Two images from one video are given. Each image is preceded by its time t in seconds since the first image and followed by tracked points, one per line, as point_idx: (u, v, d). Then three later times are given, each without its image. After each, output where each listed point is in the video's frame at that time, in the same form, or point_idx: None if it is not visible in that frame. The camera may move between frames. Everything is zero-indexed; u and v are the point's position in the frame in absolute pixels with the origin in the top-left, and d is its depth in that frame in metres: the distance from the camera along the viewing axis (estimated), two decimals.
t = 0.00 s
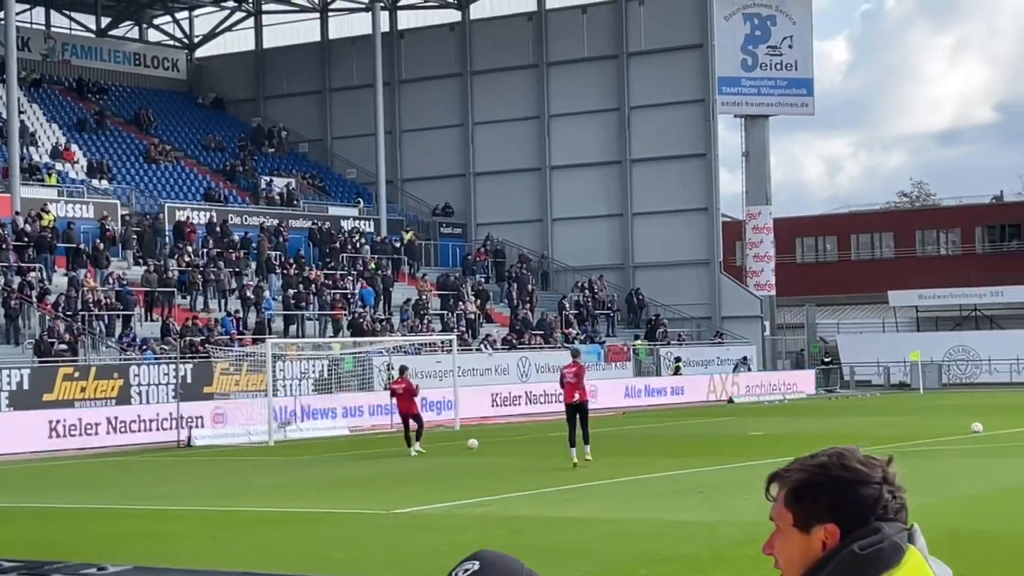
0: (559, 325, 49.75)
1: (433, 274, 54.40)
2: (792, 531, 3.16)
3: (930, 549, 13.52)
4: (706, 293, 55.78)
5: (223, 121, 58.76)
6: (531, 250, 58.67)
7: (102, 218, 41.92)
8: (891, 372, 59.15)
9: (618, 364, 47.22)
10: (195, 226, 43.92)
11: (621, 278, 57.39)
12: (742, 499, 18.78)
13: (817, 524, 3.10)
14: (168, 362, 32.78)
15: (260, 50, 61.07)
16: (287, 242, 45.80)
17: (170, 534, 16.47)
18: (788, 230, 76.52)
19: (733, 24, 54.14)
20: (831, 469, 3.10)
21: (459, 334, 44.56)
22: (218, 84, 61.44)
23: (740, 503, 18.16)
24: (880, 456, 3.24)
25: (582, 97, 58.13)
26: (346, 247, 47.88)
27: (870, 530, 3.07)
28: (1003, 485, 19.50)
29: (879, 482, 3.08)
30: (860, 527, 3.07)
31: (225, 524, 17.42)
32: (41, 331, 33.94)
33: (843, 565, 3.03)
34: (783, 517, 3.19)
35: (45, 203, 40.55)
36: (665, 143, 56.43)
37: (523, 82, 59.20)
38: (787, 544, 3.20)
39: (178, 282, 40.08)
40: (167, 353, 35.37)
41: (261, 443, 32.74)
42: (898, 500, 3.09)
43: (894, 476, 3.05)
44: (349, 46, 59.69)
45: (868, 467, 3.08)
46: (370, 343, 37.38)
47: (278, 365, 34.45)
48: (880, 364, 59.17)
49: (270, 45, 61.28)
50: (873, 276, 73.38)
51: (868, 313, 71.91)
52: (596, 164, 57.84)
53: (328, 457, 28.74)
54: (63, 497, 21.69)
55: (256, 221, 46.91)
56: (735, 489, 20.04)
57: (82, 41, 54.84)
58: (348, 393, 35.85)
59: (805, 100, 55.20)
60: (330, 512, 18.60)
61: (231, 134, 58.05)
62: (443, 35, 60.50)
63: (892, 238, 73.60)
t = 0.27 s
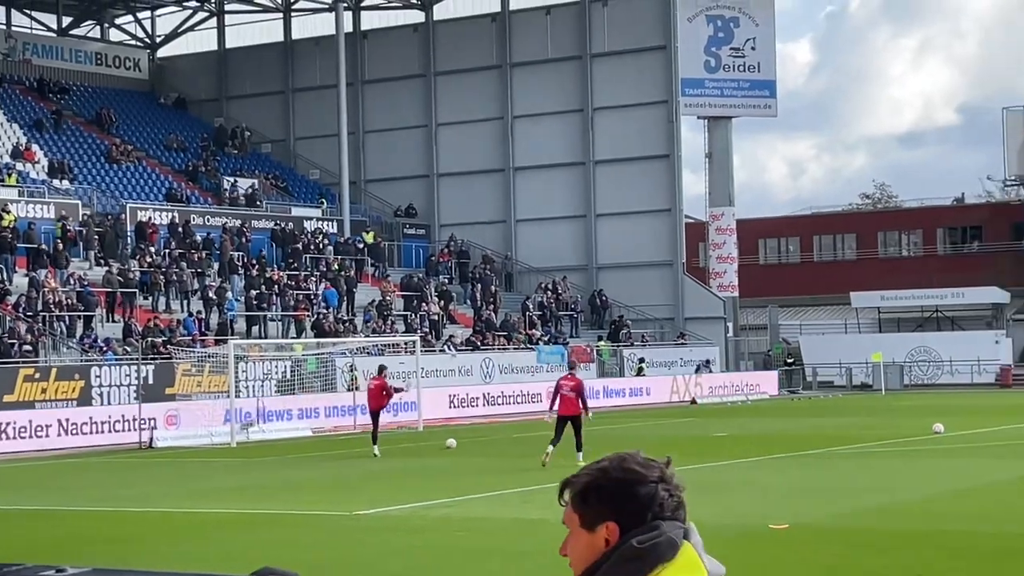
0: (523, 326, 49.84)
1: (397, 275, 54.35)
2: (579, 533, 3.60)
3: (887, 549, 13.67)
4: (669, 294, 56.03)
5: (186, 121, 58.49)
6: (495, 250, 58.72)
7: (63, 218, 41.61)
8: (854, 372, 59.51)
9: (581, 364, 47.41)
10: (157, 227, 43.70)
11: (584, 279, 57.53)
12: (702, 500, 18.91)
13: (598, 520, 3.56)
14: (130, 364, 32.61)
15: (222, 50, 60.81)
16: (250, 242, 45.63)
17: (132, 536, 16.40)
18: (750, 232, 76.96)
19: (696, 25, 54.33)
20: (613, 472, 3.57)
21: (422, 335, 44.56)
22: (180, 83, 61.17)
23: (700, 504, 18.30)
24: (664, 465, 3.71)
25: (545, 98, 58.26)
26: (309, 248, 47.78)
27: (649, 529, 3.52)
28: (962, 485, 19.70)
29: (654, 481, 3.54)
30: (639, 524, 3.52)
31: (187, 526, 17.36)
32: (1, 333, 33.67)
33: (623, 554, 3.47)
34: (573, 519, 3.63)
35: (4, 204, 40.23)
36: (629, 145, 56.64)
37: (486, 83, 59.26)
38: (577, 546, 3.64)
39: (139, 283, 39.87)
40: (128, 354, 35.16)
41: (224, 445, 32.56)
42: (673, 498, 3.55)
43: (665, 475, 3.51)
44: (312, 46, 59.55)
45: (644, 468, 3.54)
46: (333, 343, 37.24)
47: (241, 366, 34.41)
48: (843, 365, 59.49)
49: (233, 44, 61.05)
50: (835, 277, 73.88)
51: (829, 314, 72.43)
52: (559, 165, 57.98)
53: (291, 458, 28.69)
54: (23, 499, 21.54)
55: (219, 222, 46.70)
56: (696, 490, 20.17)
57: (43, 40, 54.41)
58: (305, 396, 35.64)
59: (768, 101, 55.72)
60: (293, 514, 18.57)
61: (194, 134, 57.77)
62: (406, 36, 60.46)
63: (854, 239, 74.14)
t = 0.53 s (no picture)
0: (478, 323, 49.98)
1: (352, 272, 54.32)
2: (378, 515, 3.82)
3: (840, 544, 13.89)
4: (624, 290, 56.29)
5: (139, 118, 58.13)
6: (450, 247, 58.81)
7: (15, 215, 41.30)
8: (807, 368, 59.86)
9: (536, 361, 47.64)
10: (110, 224, 43.46)
11: (539, 275, 57.72)
12: (657, 496, 19.10)
13: (393, 503, 3.77)
14: (83, 361, 32.49)
15: (176, 46, 60.52)
16: (204, 239, 45.47)
17: (86, 534, 16.39)
18: (704, 229, 77.43)
19: (651, 22, 54.73)
20: (397, 455, 3.76)
21: (377, 332, 44.63)
22: (133, 80, 60.84)
23: (655, 501, 18.48)
24: (444, 433, 3.93)
25: (500, 95, 58.41)
26: (264, 244, 47.74)
27: (452, 501, 3.79)
28: (912, 481, 20.00)
29: (439, 454, 3.77)
30: (439, 501, 3.77)
31: (142, 524, 17.38)
32: None
33: (425, 534, 3.74)
34: (371, 507, 3.84)
35: None
36: (584, 142, 56.84)
37: (441, 80, 59.34)
38: (378, 526, 3.87)
39: (93, 280, 39.66)
40: (81, 352, 34.97)
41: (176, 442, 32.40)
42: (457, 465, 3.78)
43: (447, 448, 3.75)
44: (266, 43, 59.39)
45: (426, 444, 3.76)
46: (288, 341, 37.09)
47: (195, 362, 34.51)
48: (796, 361, 59.78)
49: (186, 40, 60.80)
50: (788, 273, 74.46)
51: (782, 311, 73.08)
52: (514, 162, 58.15)
53: (247, 455, 28.69)
54: None
55: (172, 218, 46.43)
56: (651, 487, 20.36)
57: None
58: (257, 393, 35.50)
59: (722, 98, 56.46)
60: (249, 511, 18.62)
61: (147, 130, 57.43)
62: (361, 33, 60.45)
63: (807, 235, 74.78)
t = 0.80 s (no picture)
0: (428, 318, 50.03)
1: (301, 268, 54.13)
2: (161, 539, 3.96)
3: (787, 538, 14.07)
4: (573, 285, 56.50)
5: (85, 113, 57.58)
6: (399, 243, 58.81)
7: None
8: (755, 363, 60.64)
9: (485, 356, 47.81)
10: (56, 220, 43.07)
11: (488, 271, 57.87)
12: (606, 492, 19.28)
13: (171, 523, 3.90)
14: (30, 359, 32.14)
15: (122, 41, 60.07)
16: (152, 235, 45.19)
17: (36, 533, 16.34)
18: (653, 224, 77.84)
19: (599, 18, 54.94)
20: (177, 476, 3.91)
21: (326, 328, 44.59)
22: (79, 75, 60.32)
23: (605, 496, 18.61)
24: (227, 457, 4.10)
25: (449, 91, 58.49)
26: (212, 240, 47.55)
27: (226, 527, 3.91)
28: (859, 474, 20.26)
29: (215, 476, 3.91)
30: (213, 528, 3.90)
31: (93, 521, 17.35)
32: None
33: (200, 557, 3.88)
34: (152, 528, 3.97)
35: None
36: (533, 138, 56.99)
37: (390, 75, 59.33)
38: (160, 551, 4.00)
39: (39, 277, 39.34)
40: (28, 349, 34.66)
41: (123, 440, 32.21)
42: (237, 487, 3.93)
43: (225, 471, 3.90)
44: (213, 38, 59.09)
45: (205, 468, 3.90)
46: (237, 337, 36.89)
47: (142, 360, 34.35)
48: (744, 356, 60.52)
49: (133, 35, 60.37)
50: (736, 268, 75.02)
51: (730, 306, 73.66)
52: (463, 157, 58.23)
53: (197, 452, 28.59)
54: None
55: (119, 214, 45.99)
56: (601, 481, 20.48)
57: None
58: (203, 390, 35.25)
59: (670, 94, 56.68)
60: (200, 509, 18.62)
61: (93, 126, 56.90)
62: (309, 28, 60.31)
63: (755, 231, 75.40)
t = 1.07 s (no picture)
0: (379, 314, 50.04)
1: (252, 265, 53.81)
2: None
3: (735, 532, 14.31)
4: (524, 282, 56.67)
5: (32, 108, 56.94)
6: (350, 239, 58.72)
7: None
8: (707, 358, 61.08)
9: (437, 352, 47.89)
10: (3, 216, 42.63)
11: (440, 266, 57.92)
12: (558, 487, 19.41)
13: None
14: None
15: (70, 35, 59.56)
16: (101, 231, 44.83)
17: None
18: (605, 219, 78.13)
19: (551, 13, 54.96)
20: None
21: (278, 324, 44.47)
22: (27, 69, 59.74)
23: (556, 491, 18.81)
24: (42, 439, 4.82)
25: (400, 86, 58.45)
26: (162, 236, 47.29)
27: (35, 496, 4.65)
28: (808, 468, 20.56)
29: (33, 448, 4.59)
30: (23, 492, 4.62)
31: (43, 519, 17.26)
32: None
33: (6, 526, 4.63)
34: None
35: None
36: (484, 133, 57.03)
37: (341, 71, 59.22)
38: None
39: None
40: None
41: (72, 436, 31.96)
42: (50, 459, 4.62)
43: (37, 442, 4.56)
44: (163, 32, 58.69)
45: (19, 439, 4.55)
46: (187, 335, 37.27)
47: (92, 357, 34.03)
48: (696, 350, 60.86)
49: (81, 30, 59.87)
50: (688, 264, 75.64)
51: (681, 302, 74.09)
52: (414, 153, 58.22)
53: (146, 450, 28.44)
54: None
55: (68, 210, 45.70)
56: (553, 477, 20.67)
57: None
58: (160, 386, 35.48)
59: (622, 89, 56.57)
60: (151, 506, 18.57)
61: (40, 121, 56.21)
62: (260, 23, 60.08)
63: (707, 226, 75.69)
